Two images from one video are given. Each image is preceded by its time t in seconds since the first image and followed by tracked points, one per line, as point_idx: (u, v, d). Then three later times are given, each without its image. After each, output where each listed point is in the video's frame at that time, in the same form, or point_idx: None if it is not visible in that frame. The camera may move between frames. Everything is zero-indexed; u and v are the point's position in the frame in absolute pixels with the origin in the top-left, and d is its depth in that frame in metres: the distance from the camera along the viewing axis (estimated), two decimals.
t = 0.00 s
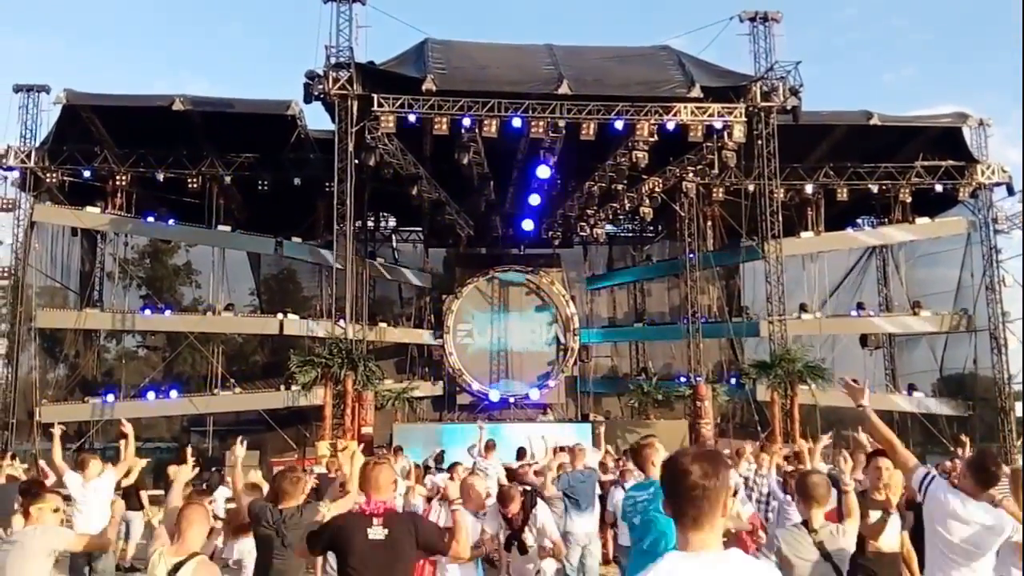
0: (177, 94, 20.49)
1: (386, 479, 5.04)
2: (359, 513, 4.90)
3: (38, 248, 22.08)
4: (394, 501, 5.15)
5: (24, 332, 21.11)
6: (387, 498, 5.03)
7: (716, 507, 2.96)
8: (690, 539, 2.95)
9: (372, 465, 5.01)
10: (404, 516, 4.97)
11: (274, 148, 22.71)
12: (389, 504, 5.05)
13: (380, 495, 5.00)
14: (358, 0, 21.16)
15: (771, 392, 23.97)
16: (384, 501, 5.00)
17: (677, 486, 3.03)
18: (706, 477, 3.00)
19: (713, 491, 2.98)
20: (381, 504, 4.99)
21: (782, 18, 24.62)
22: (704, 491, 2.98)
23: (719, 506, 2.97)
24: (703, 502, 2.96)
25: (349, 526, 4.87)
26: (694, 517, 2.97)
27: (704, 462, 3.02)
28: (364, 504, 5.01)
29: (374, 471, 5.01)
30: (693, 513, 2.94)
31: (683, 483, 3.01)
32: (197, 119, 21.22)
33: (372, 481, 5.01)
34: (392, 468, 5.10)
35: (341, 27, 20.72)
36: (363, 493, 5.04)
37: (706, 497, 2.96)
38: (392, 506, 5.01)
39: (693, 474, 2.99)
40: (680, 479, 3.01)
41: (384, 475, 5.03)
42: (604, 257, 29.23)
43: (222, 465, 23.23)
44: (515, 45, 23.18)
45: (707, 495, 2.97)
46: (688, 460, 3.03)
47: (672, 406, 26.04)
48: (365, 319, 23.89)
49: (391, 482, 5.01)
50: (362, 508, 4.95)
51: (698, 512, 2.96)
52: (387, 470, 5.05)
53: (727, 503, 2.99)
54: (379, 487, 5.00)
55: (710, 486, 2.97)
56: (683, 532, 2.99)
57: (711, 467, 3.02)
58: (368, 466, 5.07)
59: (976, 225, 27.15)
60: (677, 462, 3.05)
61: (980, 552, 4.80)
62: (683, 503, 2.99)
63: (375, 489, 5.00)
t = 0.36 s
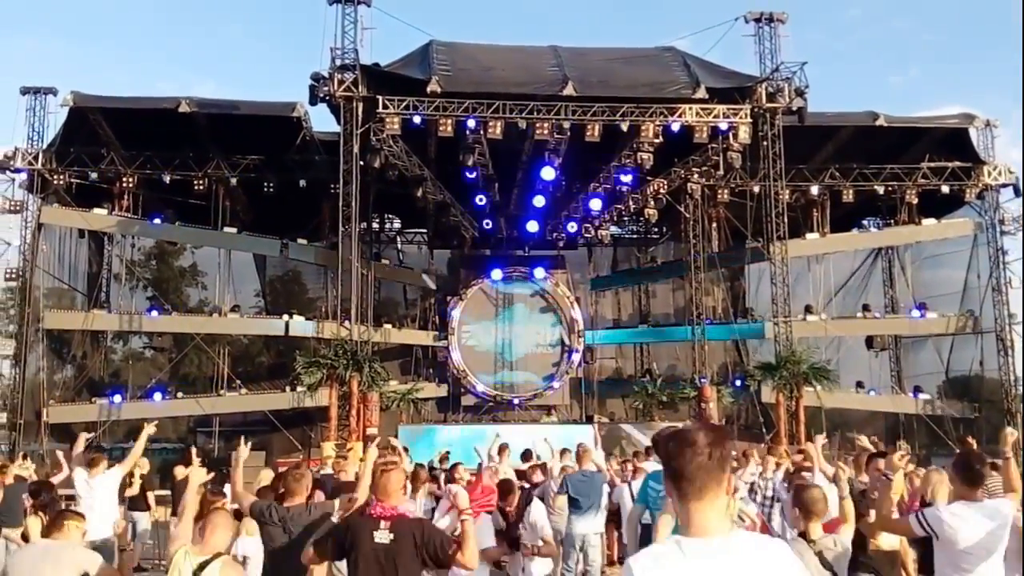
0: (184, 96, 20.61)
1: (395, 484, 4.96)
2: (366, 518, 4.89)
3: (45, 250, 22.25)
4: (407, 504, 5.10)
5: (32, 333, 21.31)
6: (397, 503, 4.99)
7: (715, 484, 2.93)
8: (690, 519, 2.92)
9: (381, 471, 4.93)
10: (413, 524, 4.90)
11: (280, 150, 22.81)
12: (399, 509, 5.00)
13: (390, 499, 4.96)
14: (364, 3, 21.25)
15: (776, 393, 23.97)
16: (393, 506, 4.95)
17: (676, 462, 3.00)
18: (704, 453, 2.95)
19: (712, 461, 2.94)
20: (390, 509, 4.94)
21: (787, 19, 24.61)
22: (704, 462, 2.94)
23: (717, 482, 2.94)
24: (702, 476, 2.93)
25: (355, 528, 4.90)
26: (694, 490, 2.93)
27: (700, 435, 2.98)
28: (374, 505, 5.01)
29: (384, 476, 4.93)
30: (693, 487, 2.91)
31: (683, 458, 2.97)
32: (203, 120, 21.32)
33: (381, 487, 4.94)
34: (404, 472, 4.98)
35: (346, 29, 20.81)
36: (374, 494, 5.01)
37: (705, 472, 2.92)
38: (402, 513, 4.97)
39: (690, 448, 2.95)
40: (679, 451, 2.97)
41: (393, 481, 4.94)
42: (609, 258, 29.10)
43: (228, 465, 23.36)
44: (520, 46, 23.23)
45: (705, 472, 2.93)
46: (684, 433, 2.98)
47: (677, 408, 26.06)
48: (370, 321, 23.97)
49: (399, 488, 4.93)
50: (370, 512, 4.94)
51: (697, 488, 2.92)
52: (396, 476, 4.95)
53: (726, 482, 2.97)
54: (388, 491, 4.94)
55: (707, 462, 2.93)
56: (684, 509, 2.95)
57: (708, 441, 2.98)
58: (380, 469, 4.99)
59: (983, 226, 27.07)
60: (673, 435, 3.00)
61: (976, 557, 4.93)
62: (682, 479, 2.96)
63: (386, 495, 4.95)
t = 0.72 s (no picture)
0: (187, 98, 20.65)
1: (398, 495, 5.04)
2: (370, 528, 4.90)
3: (48, 252, 22.30)
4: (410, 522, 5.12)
5: (35, 334, 21.34)
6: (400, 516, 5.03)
7: (724, 465, 2.84)
8: (698, 499, 2.82)
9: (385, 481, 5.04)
10: (415, 534, 4.92)
11: (282, 152, 22.84)
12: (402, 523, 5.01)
13: (392, 511, 5.01)
14: (366, 5, 21.30)
15: (779, 393, 23.95)
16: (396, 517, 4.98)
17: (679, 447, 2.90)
18: (709, 437, 2.87)
19: (716, 444, 2.86)
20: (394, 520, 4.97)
21: (788, 21, 24.65)
22: (708, 443, 2.86)
23: (726, 466, 2.85)
24: (710, 457, 2.83)
25: (358, 541, 4.86)
26: (703, 470, 2.84)
27: (707, 425, 2.90)
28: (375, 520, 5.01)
29: (388, 487, 5.03)
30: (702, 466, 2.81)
31: (686, 443, 2.88)
32: (206, 122, 21.36)
33: (385, 498, 5.02)
34: (407, 484, 5.10)
35: (349, 32, 20.86)
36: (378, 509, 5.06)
37: (712, 454, 2.83)
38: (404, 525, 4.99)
39: (696, 436, 2.86)
40: (683, 437, 2.89)
41: (396, 491, 5.03)
42: (611, 260, 29.07)
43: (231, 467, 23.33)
44: (522, 48, 23.26)
45: (713, 453, 2.84)
46: (691, 424, 2.89)
47: (681, 409, 26.04)
48: (373, 322, 23.95)
49: (404, 497, 5.01)
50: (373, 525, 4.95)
51: (706, 469, 2.83)
52: (400, 487, 5.05)
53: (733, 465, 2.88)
54: (391, 502, 5.01)
55: (714, 444, 2.84)
56: (691, 491, 2.85)
57: (713, 429, 2.91)
58: (384, 482, 5.08)
59: (985, 227, 27.06)
60: (677, 427, 2.91)
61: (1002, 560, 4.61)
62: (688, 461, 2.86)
63: (390, 506, 5.01)
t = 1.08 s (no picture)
0: (182, 103, 20.50)
1: (398, 478, 5.06)
2: (369, 511, 5.02)
3: (42, 258, 22.17)
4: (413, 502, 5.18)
5: (28, 341, 21.19)
6: (400, 498, 5.06)
7: (731, 492, 2.85)
8: (703, 527, 2.83)
9: (386, 465, 5.07)
10: (414, 517, 4.99)
11: (278, 156, 22.74)
12: (404, 503, 5.08)
13: (392, 494, 5.06)
14: (363, 9, 21.20)
15: (776, 395, 24.00)
16: (397, 499, 5.04)
17: (683, 472, 2.94)
18: (716, 464, 2.90)
19: (725, 473, 2.88)
20: (395, 502, 5.04)
21: (784, 24, 24.69)
22: (715, 471, 2.88)
23: (732, 493, 2.86)
24: (715, 483, 2.86)
25: (358, 525, 4.98)
26: (710, 496, 2.85)
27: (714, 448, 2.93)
28: (377, 502, 5.09)
29: (388, 470, 5.07)
30: (705, 486, 2.84)
31: (692, 468, 2.91)
32: (201, 127, 21.21)
33: (385, 481, 5.06)
34: (408, 467, 5.09)
35: (345, 36, 20.76)
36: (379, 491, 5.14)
37: (719, 480, 2.85)
38: (404, 507, 5.04)
39: (704, 462, 2.89)
40: (691, 463, 2.92)
41: (397, 475, 5.05)
42: (608, 262, 29.22)
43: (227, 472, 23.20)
44: (519, 51, 23.21)
45: (719, 479, 2.87)
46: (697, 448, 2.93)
47: (678, 412, 26.07)
48: (370, 327, 23.85)
49: (402, 482, 5.03)
50: (374, 506, 5.07)
51: (712, 495, 2.84)
52: (400, 469, 5.07)
53: (740, 495, 2.88)
54: (391, 486, 5.06)
55: (720, 471, 2.87)
56: (698, 516, 2.86)
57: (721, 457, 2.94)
58: (385, 465, 5.10)
59: (979, 228, 27.19)
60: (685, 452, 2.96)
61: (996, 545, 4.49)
62: (692, 488, 2.88)
63: (390, 490, 5.05)
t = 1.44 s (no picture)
0: (176, 101, 20.47)
1: (398, 466, 5.22)
2: (369, 496, 5.13)
3: (33, 254, 22.09)
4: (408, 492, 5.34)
5: (19, 338, 21.12)
6: (399, 485, 5.24)
7: (742, 552, 3.03)
8: None
9: (385, 452, 5.22)
10: (412, 503, 5.12)
11: (272, 155, 22.72)
12: (402, 492, 5.25)
13: (392, 482, 5.22)
14: (357, 9, 21.19)
15: (768, 399, 24.03)
16: (396, 487, 5.19)
17: (693, 527, 3.09)
18: (728, 520, 3.06)
19: (738, 530, 3.04)
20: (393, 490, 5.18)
21: (779, 28, 24.75)
22: (726, 526, 3.04)
23: (743, 553, 3.04)
24: (727, 542, 3.02)
25: (356, 506, 5.09)
26: (725, 557, 3.02)
27: (726, 506, 3.09)
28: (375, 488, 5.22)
29: (389, 457, 5.21)
30: (720, 547, 3.00)
31: (703, 525, 3.06)
32: (194, 125, 21.21)
33: (384, 468, 5.22)
34: (406, 456, 5.28)
35: (340, 35, 20.76)
36: (376, 478, 5.29)
37: (730, 538, 3.01)
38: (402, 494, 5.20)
39: (716, 518, 3.04)
40: (703, 518, 3.07)
41: (396, 462, 5.21)
42: (601, 264, 29.28)
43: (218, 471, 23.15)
44: (513, 52, 23.22)
45: (731, 538, 3.02)
46: (709, 506, 3.09)
47: (670, 414, 26.12)
48: (363, 327, 23.84)
49: (402, 470, 5.21)
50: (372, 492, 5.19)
51: (724, 555, 3.02)
52: (400, 458, 5.23)
53: (750, 551, 3.06)
54: (391, 473, 5.22)
55: (733, 529, 3.02)
56: None
57: (733, 512, 3.10)
58: (384, 452, 5.27)
59: (971, 233, 27.27)
60: (696, 507, 3.11)
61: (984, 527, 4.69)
62: (706, 546, 3.05)
63: (389, 475, 5.21)
